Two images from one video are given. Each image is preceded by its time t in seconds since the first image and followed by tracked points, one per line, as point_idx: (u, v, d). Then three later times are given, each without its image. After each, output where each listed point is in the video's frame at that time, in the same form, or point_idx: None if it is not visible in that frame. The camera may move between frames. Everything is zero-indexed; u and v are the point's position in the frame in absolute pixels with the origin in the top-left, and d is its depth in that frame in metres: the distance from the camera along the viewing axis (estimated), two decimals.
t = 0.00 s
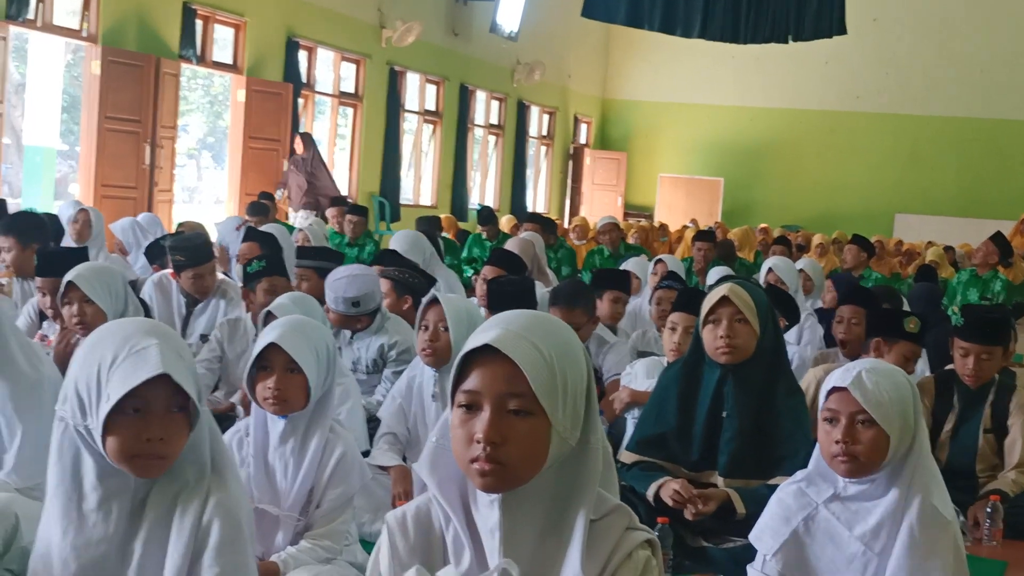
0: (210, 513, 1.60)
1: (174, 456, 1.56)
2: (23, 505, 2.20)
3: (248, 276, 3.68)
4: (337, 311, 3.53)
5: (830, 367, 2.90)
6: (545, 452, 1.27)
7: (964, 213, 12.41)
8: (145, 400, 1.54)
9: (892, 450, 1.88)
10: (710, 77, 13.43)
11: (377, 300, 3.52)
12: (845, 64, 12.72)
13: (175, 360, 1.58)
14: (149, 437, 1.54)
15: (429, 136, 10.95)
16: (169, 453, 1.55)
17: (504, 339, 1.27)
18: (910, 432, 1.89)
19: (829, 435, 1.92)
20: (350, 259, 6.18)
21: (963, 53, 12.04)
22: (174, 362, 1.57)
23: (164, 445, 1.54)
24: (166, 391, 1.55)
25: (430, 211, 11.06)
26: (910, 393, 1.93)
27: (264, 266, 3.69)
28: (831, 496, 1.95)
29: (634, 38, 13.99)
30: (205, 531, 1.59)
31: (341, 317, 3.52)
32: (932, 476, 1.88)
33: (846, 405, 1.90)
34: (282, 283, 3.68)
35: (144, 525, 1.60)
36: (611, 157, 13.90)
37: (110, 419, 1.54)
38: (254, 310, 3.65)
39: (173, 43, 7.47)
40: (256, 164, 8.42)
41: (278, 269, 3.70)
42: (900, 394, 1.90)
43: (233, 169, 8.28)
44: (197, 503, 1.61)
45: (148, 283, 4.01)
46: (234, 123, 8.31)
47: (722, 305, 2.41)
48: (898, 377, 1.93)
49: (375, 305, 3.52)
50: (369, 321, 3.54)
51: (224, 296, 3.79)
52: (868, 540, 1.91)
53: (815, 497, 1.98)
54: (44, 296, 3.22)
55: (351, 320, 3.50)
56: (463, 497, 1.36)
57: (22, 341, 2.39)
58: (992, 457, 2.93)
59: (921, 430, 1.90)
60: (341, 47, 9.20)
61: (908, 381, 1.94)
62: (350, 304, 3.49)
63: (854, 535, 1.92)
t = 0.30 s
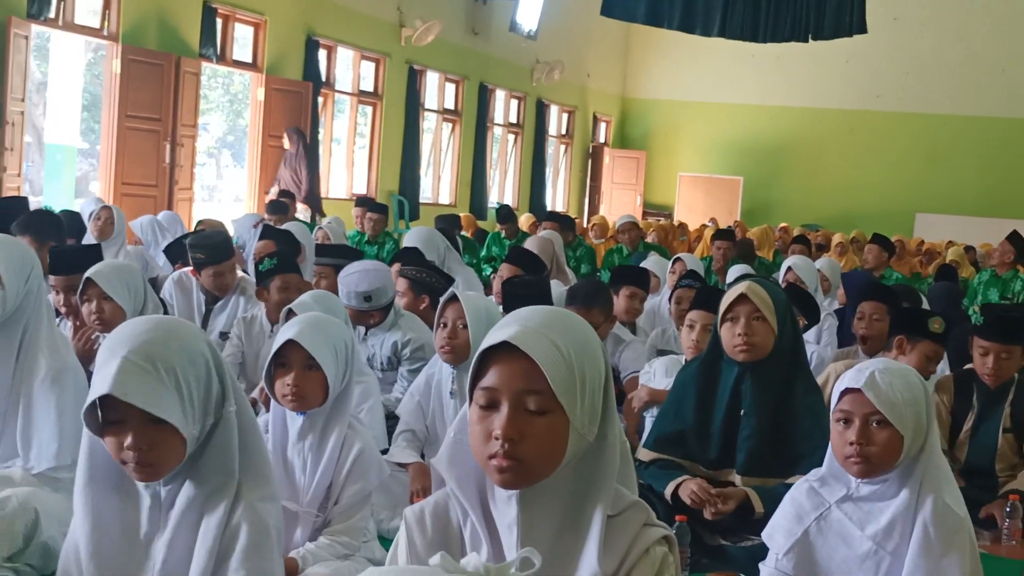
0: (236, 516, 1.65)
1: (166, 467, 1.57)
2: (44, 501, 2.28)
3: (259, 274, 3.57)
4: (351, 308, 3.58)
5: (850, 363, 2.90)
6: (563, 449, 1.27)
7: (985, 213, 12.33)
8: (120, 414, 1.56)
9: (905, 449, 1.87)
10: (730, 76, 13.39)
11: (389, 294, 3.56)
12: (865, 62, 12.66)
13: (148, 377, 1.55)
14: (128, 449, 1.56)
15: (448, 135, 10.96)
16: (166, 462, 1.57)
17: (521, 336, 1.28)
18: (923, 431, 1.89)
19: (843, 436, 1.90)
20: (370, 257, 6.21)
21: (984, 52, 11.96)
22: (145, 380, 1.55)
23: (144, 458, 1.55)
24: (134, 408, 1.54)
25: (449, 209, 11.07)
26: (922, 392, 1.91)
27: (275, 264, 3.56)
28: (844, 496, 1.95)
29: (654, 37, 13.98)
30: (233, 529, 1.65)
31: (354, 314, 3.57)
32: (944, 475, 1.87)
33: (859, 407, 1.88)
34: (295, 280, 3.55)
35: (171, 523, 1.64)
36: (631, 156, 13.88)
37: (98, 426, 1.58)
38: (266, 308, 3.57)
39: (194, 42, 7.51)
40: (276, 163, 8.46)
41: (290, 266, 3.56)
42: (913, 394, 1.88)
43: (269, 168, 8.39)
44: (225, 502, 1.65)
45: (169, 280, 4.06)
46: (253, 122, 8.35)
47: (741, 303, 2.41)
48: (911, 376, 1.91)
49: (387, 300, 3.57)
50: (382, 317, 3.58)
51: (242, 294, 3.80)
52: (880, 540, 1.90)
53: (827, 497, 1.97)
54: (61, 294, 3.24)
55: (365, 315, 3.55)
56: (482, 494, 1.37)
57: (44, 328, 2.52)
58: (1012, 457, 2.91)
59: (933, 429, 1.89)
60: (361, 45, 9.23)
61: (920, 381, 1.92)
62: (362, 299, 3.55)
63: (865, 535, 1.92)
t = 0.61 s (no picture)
0: (265, 510, 1.67)
1: (178, 467, 1.61)
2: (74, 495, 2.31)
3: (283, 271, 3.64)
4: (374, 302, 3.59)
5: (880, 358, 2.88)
6: (594, 446, 1.28)
7: (1016, 212, 12.21)
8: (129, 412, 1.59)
9: (941, 444, 1.86)
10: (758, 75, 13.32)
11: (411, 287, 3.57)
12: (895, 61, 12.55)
13: (151, 380, 1.57)
14: (139, 445, 1.60)
15: (476, 133, 10.98)
16: (182, 461, 1.60)
17: (553, 333, 1.28)
18: (959, 426, 1.87)
19: (879, 430, 1.89)
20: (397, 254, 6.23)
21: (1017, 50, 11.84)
22: (147, 383, 1.57)
23: (154, 455, 1.60)
24: (136, 410, 1.57)
25: (477, 207, 11.09)
26: (957, 386, 1.90)
27: (298, 259, 3.66)
28: (878, 491, 1.94)
29: (682, 36, 13.93)
30: (262, 524, 1.66)
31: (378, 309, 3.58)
32: (978, 470, 1.86)
33: (896, 401, 1.87)
34: (319, 274, 3.59)
35: (200, 520, 1.66)
36: (659, 155, 13.84)
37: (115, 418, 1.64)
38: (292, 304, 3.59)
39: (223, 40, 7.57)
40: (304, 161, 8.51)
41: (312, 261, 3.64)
42: (949, 388, 1.87)
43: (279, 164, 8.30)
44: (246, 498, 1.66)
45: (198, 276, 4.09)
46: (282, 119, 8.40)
47: (768, 299, 2.40)
48: (946, 370, 1.90)
49: (410, 292, 3.58)
50: (405, 310, 3.59)
51: (271, 289, 3.83)
52: (915, 534, 1.89)
53: (861, 492, 1.96)
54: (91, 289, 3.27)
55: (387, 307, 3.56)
56: (512, 489, 1.37)
57: (74, 319, 2.56)
58: None
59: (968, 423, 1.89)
60: (390, 43, 9.25)
61: (955, 375, 1.91)
62: (383, 291, 3.56)
63: (900, 529, 1.91)
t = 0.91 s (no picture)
0: (303, 506, 1.70)
1: (205, 463, 1.62)
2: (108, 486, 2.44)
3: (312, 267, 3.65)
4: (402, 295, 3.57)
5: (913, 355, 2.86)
6: (629, 444, 1.29)
7: None
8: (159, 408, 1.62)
9: (980, 440, 1.85)
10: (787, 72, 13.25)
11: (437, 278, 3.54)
12: (926, 58, 12.46)
13: (176, 372, 1.60)
14: (169, 436, 1.64)
15: (506, 130, 10.98)
16: (211, 457, 1.62)
17: (587, 333, 1.28)
18: (998, 422, 1.86)
19: (918, 426, 1.87)
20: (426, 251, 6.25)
21: None
22: (172, 374, 1.60)
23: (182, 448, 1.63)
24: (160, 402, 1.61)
25: (507, 205, 11.10)
26: (997, 381, 1.88)
27: (325, 256, 3.66)
28: (914, 486, 1.93)
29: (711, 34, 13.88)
30: (306, 521, 1.69)
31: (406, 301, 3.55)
32: (1016, 467, 1.85)
33: (936, 396, 1.85)
34: (348, 270, 3.63)
35: (235, 519, 1.67)
36: (688, 153, 13.79)
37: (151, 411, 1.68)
38: (323, 300, 3.60)
39: (253, 37, 7.63)
40: (333, 158, 8.55)
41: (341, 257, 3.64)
42: (989, 384, 1.85)
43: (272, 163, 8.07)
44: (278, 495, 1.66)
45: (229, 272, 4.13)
46: (312, 117, 8.46)
47: (800, 296, 2.42)
48: (986, 366, 1.88)
49: (435, 283, 3.54)
50: (432, 302, 3.57)
51: (301, 286, 3.88)
52: (950, 529, 1.89)
53: (897, 487, 1.95)
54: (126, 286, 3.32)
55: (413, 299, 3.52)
56: (547, 482, 1.43)
57: (110, 319, 2.59)
58: None
59: (1008, 418, 1.87)
60: (420, 41, 9.29)
61: (995, 370, 1.89)
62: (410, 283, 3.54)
63: (936, 525, 1.90)
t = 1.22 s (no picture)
0: (347, 501, 1.72)
1: (244, 450, 1.64)
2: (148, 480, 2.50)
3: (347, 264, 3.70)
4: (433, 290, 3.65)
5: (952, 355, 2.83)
6: (670, 439, 1.30)
7: None
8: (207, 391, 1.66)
9: None
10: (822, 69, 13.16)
11: (466, 272, 3.60)
12: (964, 55, 12.33)
13: (225, 356, 1.63)
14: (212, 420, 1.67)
15: (540, 128, 10.99)
16: (251, 445, 1.64)
17: (626, 329, 1.30)
18: None
19: (960, 418, 1.86)
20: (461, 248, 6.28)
21: None
22: (221, 358, 1.63)
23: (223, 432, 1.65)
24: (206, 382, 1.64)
25: (541, 203, 11.11)
26: None
27: (360, 252, 3.66)
28: (954, 480, 1.91)
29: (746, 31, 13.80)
30: (350, 519, 1.71)
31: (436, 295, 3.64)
32: None
33: (978, 388, 1.85)
34: (383, 267, 3.65)
35: (275, 514, 1.69)
36: (723, 151, 13.74)
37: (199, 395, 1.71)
38: (358, 294, 3.63)
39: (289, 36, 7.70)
40: (368, 156, 8.61)
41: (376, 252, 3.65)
42: None
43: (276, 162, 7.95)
44: (321, 489, 1.67)
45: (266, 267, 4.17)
46: (347, 115, 8.51)
47: (838, 291, 2.40)
48: None
49: (465, 277, 3.61)
50: (463, 297, 3.63)
51: (338, 282, 3.92)
52: (993, 523, 1.87)
53: (937, 481, 1.93)
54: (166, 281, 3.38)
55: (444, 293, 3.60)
56: (586, 475, 1.47)
57: (151, 314, 2.63)
58: None
59: None
60: (455, 39, 9.32)
61: None
62: (440, 275, 3.60)
63: (977, 517, 1.88)
